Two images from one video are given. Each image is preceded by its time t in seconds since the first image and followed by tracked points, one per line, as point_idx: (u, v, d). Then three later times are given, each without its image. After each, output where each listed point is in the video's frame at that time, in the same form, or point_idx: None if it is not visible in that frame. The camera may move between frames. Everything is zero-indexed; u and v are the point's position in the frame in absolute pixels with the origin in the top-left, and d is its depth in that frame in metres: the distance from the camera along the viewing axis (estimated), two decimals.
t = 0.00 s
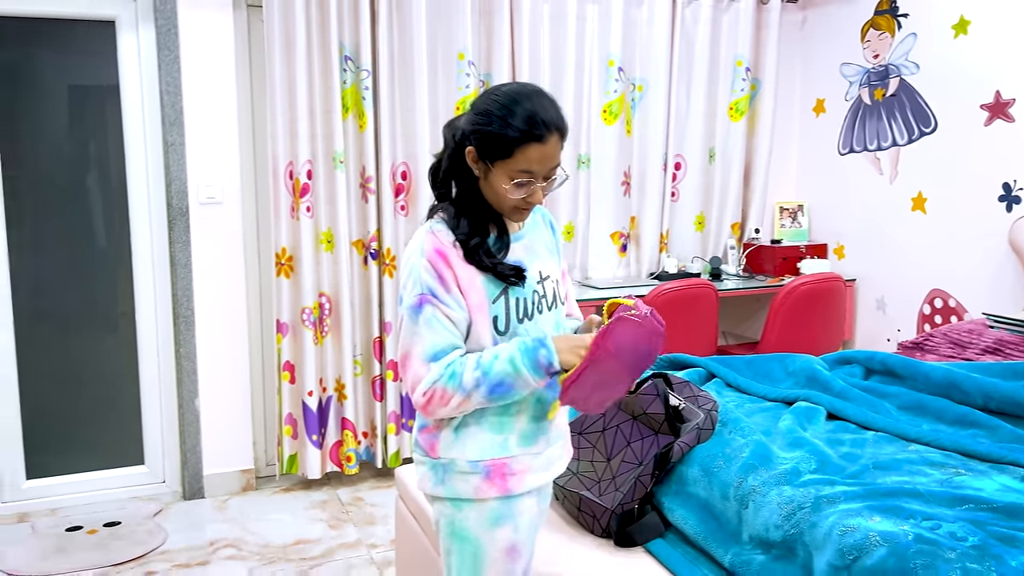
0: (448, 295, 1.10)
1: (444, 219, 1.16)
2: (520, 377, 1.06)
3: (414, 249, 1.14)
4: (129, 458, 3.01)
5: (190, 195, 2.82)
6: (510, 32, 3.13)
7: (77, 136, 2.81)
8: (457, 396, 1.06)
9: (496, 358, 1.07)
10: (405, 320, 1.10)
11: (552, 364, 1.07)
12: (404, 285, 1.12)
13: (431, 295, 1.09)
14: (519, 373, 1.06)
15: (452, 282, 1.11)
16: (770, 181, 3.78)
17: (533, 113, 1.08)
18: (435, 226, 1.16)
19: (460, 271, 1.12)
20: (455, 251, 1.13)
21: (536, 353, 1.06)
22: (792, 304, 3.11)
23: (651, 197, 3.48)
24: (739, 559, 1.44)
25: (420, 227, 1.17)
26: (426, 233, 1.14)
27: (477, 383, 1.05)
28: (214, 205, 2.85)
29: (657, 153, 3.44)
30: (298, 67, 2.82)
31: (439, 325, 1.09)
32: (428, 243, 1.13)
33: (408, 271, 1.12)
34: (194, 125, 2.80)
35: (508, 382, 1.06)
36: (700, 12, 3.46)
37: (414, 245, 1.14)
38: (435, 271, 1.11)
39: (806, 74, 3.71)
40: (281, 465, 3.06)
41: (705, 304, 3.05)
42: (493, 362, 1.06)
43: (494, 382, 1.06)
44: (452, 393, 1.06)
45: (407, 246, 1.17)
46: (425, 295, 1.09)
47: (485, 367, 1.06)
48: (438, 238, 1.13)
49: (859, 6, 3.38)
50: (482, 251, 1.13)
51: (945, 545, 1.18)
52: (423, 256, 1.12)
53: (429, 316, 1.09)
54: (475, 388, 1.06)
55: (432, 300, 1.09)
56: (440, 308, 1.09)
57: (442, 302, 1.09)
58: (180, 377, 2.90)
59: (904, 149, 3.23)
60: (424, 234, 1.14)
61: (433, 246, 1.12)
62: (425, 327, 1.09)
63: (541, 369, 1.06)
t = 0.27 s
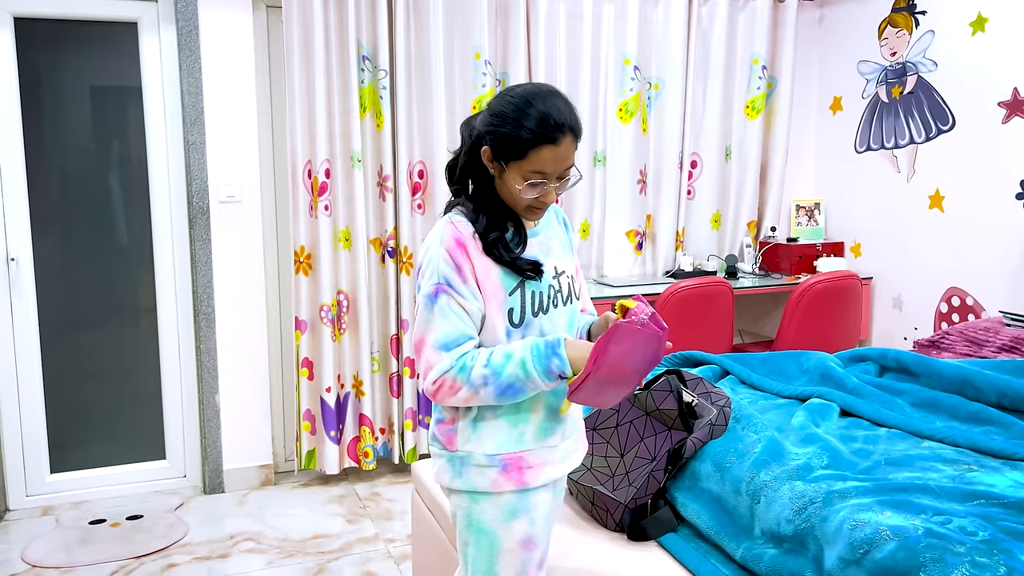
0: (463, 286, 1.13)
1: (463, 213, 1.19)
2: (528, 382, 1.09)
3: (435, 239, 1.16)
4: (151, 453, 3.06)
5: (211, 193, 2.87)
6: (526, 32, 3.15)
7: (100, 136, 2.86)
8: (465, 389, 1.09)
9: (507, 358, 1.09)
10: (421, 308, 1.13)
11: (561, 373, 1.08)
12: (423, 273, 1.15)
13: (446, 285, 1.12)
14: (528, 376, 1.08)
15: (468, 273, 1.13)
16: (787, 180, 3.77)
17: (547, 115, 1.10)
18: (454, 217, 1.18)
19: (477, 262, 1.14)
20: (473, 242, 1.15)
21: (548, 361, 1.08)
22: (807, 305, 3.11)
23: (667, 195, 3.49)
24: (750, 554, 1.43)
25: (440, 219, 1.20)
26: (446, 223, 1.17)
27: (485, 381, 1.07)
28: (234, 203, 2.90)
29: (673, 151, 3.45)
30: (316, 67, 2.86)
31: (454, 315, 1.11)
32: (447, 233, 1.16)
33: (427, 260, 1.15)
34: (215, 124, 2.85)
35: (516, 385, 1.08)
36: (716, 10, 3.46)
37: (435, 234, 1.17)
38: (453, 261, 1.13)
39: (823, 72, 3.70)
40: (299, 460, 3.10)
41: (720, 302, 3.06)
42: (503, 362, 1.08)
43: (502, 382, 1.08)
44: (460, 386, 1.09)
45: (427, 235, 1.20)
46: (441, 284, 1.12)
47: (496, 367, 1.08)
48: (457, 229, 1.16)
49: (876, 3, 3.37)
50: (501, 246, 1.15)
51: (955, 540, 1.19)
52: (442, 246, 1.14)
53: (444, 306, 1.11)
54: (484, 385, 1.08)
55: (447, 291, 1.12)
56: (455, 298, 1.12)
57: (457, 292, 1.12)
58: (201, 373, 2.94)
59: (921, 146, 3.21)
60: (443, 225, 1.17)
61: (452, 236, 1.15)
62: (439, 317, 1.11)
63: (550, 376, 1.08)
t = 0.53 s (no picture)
0: (470, 279, 1.14)
1: (473, 209, 1.20)
2: (528, 363, 1.09)
3: (442, 232, 1.18)
4: (165, 448, 3.09)
5: (224, 191, 2.89)
6: (538, 30, 3.16)
7: (115, 134, 2.89)
8: (465, 374, 1.09)
9: (507, 341, 1.09)
10: (425, 299, 1.14)
11: (559, 351, 1.08)
12: (429, 265, 1.16)
13: (452, 277, 1.13)
14: (527, 357, 1.08)
15: (475, 267, 1.14)
16: (798, 177, 3.77)
17: (558, 116, 1.11)
18: (463, 212, 1.20)
19: (484, 256, 1.15)
20: (482, 236, 1.17)
21: (545, 339, 1.08)
22: (818, 304, 3.10)
23: (678, 192, 3.49)
24: (759, 550, 1.43)
25: (449, 213, 1.21)
26: (454, 217, 1.18)
27: (485, 363, 1.07)
28: (247, 201, 2.92)
29: (684, 149, 3.45)
30: (328, 66, 2.88)
31: (458, 307, 1.12)
32: (455, 226, 1.17)
33: (434, 251, 1.16)
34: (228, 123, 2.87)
35: (516, 367, 1.09)
36: (728, 8, 3.45)
37: (442, 227, 1.18)
38: (460, 254, 1.14)
39: (835, 69, 3.69)
40: (311, 456, 3.12)
41: (732, 299, 3.06)
42: (503, 345, 1.09)
43: (501, 364, 1.08)
44: (460, 372, 1.09)
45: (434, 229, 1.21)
46: (446, 276, 1.13)
47: (495, 350, 1.08)
48: (466, 223, 1.17)
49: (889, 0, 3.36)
50: (509, 242, 1.17)
51: (963, 537, 1.20)
52: (450, 239, 1.15)
53: (449, 297, 1.12)
54: (483, 369, 1.08)
55: (453, 282, 1.12)
56: (460, 290, 1.13)
57: (463, 285, 1.13)
58: (215, 370, 2.97)
59: (934, 144, 3.20)
60: (452, 218, 1.18)
61: (461, 229, 1.16)
62: (442, 307, 1.12)
63: (549, 355, 1.08)
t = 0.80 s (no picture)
0: (484, 276, 1.15)
1: (485, 205, 1.20)
2: (547, 376, 1.11)
3: (456, 228, 1.18)
4: (178, 443, 3.12)
5: (237, 188, 2.90)
6: (549, 26, 3.16)
7: (129, 131, 2.90)
8: (485, 381, 1.11)
9: (529, 352, 1.11)
10: (441, 296, 1.15)
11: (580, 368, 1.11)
12: (443, 263, 1.17)
13: (466, 275, 1.14)
14: (548, 370, 1.11)
15: (489, 264, 1.15)
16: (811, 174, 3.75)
17: (570, 111, 1.12)
18: (475, 208, 1.20)
19: (498, 252, 1.16)
20: (494, 233, 1.17)
21: (568, 356, 1.11)
22: (830, 301, 3.09)
23: (689, 189, 3.48)
24: (771, 546, 1.43)
25: (461, 210, 1.22)
26: (467, 213, 1.19)
27: (507, 373, 1.10)
28: (260, 197, 2.93)
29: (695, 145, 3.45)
30: (340, 63, 2.88)
31: (473, 305, 1.13)
32: (468, 223, 1.17)
33: (448, 249, 1.17)
34: (241, 120, 2.88)
35: (536, 378, 1.11)
36: (740, 4, 3.44)
37: (456, 223, 1.19)
38: (473, 251, 1.15)
39: (848, 66, 3.68)
40: (323, 452, 3.14)
41: (744, 296, 3.05)
42: (525, 356, 1.11)
43: (522, 374, 1.11)
44: (480, 377, 1.11)
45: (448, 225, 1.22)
46: (461, 274, 1.14)
47: (518, 360, 1.11)
48: (478, 219, 1.18)
49: None
50: (522, 238, 1.17)
51: (976, 534, 1.19)
52: (463, 236, 1.16)
53: (464, 295, 1.13)
54: (504, 376, 1.11)
55: (467, 280, 1.14)
56: (475, 288, 1.14)
57: (477, 282, 1.14)
58: (227, 366, 2.98)
59: (948, 140, 3.18)
60: (465, 215, 1.19)
61: (474, 225, 1.17)
62: (459, 305, 1.14)
63: (569, 370, 1.11)
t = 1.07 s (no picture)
0: (496, 276, 1.15)
1: (496, 206, 1.21)
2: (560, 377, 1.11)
3: (467, 229, 1.19)
4: (190, 440, 3.13)
5: (248, 185, 2.91)
6: (560, 24, 3.16)
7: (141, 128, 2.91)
8: (497, 381, 1.12)
9: (541, 354, 1.11)
10: (455, 296, 1.16)
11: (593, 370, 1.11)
12: (456, 263, 1.18)
13: (479, 275, 1.14)
14: (560, 372, 1.11)
15: (501, 264, 1.15)
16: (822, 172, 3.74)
17: (578, 113, 1.11)
18: (486, 208, 1.21)
19: (509, 252, 1.16)
20: (506, 233, 1.17)
21: (580, 358, 1.11)
22: (841, 300, 3.07)
23: (699, 187, 3.48)
24: (784, 545, 1.43)
25: (473, 210, 1.22)
26: (478, 214, 1.19)
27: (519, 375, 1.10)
28: (271, 195, 2.94)
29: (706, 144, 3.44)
30: (351, 61, 2.89)
31: (486, 305, 1.14)
32: (479, 223, 1.18)
33: (460, 250, 1.18)
34: (252, 117, 2.89)
35: (549, 380, 1.11)
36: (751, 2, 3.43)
37: (467, 224, 1.19)
38: (485, 251, 1.15)
39: (860, 64, 3.66)
40: (333, 449, 3.14)
41: (755, 295, 3.04)
42: (537, 358, 1.11)
43: (534, 376, 1.11)
44: (493, 377, 1.12)
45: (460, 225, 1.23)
46: (474, 274, 1.14)
47: (530, 363, 1.10)
48: (489, 219, 1.18)
49: None
50: (532, 239, 1.16)
51: (992, 534, 1.19)
52: (474, 236, 1.17)
53: (477, 295, 1.14)
54: (517, 378, 1.11)
55: (480, 280, 1.14)
56: (488, 288, 1.14)
57: (489, 282, 1.14)
58: (238, 363, 3.00)
59: (961, 138, 3.16)
60: (475, 215, 1.19)
61: (485, 226, 1.17)
62: (473, 305, 1.14)
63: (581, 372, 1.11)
